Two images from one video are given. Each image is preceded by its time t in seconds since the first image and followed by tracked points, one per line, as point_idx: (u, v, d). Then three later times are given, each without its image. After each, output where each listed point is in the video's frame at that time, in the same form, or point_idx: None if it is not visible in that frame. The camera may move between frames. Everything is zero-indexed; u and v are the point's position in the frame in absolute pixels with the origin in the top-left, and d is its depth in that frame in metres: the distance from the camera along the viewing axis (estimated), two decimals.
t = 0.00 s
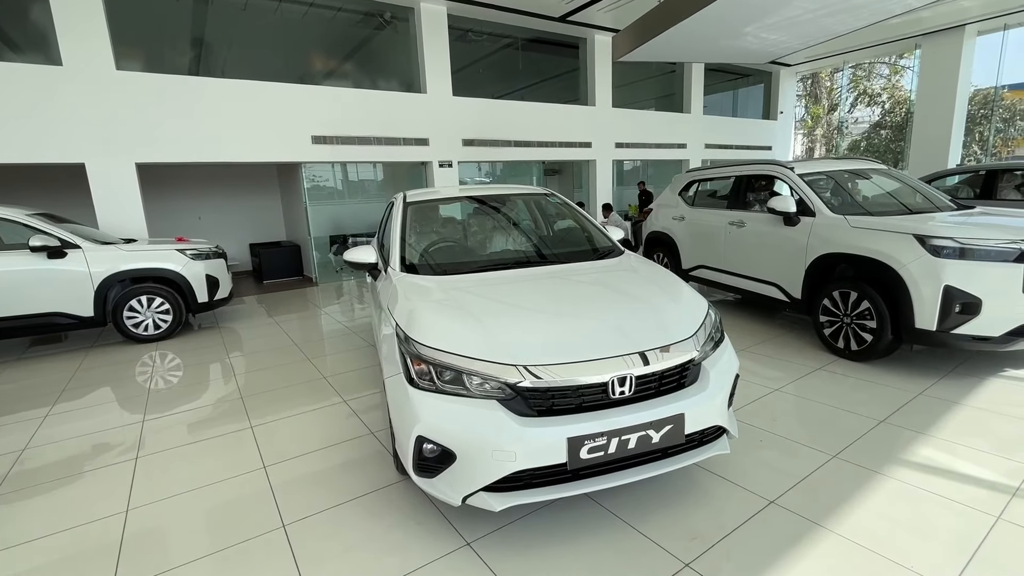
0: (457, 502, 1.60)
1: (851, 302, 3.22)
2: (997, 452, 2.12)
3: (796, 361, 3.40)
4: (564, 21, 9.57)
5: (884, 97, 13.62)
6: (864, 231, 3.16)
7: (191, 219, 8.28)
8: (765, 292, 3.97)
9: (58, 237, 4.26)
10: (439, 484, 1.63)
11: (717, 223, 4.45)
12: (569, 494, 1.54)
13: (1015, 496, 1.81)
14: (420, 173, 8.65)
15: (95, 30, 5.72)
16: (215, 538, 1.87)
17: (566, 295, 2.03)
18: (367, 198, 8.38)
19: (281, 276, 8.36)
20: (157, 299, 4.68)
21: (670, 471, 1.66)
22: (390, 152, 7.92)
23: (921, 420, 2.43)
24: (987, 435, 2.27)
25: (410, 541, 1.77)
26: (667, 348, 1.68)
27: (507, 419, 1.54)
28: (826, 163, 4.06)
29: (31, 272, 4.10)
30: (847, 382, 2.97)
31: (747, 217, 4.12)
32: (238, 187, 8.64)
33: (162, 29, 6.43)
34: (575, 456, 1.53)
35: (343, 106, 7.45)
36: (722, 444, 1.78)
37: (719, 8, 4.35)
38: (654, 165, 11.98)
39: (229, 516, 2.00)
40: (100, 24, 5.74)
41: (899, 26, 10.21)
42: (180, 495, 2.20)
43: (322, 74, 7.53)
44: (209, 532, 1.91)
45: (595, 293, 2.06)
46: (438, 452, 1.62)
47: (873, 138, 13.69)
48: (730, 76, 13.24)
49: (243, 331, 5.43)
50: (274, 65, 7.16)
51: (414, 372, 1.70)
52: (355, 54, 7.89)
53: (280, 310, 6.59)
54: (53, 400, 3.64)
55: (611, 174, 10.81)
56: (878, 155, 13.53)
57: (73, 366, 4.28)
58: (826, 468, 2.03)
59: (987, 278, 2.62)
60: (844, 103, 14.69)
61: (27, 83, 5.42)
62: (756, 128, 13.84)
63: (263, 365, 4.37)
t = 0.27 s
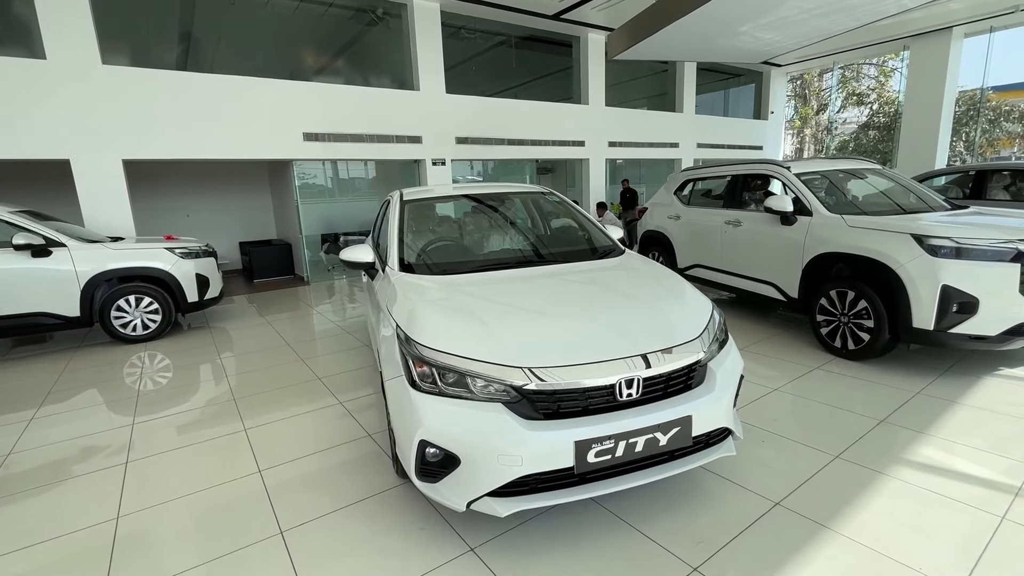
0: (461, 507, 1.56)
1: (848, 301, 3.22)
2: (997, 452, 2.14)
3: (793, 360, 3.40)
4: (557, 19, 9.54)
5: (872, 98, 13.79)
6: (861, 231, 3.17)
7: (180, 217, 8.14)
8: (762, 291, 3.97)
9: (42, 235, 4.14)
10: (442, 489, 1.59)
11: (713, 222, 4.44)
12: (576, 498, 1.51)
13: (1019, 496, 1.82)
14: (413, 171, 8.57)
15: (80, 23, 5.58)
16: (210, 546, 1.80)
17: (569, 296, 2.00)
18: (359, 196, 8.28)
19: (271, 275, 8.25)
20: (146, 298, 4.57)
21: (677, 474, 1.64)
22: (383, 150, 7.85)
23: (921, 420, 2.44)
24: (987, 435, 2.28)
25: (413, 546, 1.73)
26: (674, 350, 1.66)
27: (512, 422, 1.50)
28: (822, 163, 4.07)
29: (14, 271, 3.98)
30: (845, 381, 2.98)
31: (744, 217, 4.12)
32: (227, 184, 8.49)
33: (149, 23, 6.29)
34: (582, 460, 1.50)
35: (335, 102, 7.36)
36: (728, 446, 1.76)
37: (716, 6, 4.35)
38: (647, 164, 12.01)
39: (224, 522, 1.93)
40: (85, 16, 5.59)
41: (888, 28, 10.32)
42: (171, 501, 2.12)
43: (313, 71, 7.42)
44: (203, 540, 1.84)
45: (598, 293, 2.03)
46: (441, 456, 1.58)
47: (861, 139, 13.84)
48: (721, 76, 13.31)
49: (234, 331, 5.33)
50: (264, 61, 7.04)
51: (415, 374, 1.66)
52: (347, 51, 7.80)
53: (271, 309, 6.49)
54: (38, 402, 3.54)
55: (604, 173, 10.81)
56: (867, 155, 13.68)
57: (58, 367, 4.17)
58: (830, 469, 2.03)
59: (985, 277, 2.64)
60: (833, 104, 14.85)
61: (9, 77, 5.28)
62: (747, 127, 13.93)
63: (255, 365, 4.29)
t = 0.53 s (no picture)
0: (487, 526, 1.50)
1: (849, 306, 3.26)
2: (1002, 458, 2.19)
3: (794, 364, 3.43)
4: (547, 19, 9.50)
5: (850, 103, 14.12)
6: (862, 236, 3.20)
7: (158, 214, 7.85)
8: (759, 295, 3.99)
9: (16, 234, 3.92)
10: (465, 506, 1.53)
11: (710, 225, 4.45)
12: (607, 515, 1.47)
13: None
14: (401, 169, 8.43)
15: (53, 10, 5.30)
16: (219, 571, 1.74)
17: (587, 304, 1.96)
18: (345, 194, 8.09)
19: (254, 274, 8.01)
20: (127, 300, 4.36)
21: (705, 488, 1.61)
22: (371, 148, 7.70)
23: (926, 426, 2.49)
24: (991, 441, 2.34)
25: (434, 567, 1.67)
26: (702, 361, 1.63)
27: (543, 438, 1.45)
28: (818, 167, 4.10)
29: None
30: (848, 386, 3.01)
31: (741, 220, 4.13)
32: (207, 180, 8.21)
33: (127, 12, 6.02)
34: (614, 476, 1.46)
35: (322, 98, 7.19)
36: (753, 458, 1.74)
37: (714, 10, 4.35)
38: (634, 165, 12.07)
39: (230, 546, 1.87)
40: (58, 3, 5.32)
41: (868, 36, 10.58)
42: (171, 521, 2.05)
43: (299, 65, 7.21)
44: (210, 565, 1.77)
45: (617, 301, 1.99)
46: (465, 473, 1.52)
47: (840, 143, 14.17)
48: (706, 79, 13.46)
49: (220, 334, 5.15)
50: (248, 54, 6.82)
51: (437, 387, 1.59)
52: (334, 45, 7.62)
53: (256, 310, 6.29)
54: (14, 412, 3.35)
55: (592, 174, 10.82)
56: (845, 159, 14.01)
57: (33, 373, 3.96)
58: (847, 479, 2.05)
59: (986, 284, 2.68)
60: (813, 108, 15.16)
61: None
62: (731, 130, 14.12)
63: (245, 370, 4.14)
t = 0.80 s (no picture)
0: (493, 527, 1.48)
1: (844, 305, 3.30)
2: (998, 454, 2.22)
3: (791, 363, 3.45)
4: (540, 17, 9.48)
5: (838, 105, 14.30)
6: (857, 236, 3.23)
7: (146, 212, 7.72)
8: (755, 294, 4.02)
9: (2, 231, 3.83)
10: (471, 507, 1.52)
11: (705, 225, 4.46)
12: (615, 515, 1.46)
13: None
14: (395, 167, 8.38)
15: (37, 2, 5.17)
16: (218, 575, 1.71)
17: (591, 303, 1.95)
18: (337, 192, 8.01)
19: (245, 273, 7.91)
20: (116, 299, 4.27)
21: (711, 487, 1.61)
22: (364, 146, 7.63)
23: (922, 423, 2.52)
24: (986, 437, 2.37)
25: (440, 568, 1.66)
26: (708, 360, 1.63)
27: (551, 438, 1.44)
28: (813, 167, 4.13)
29: None
30: (845, 384, 3.04)
31: (737, 220, 4.15)
32: (197, 178, 8.09)
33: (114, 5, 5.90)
34: (623, 476, 1.46)
35: (314, 95, 7.11)
36: (758, 456, 1.74)
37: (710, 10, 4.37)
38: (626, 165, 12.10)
39: (228, 550, 1.83)
40: None
41: (857, 38, 10.71)
42: (167, 523, 2.02)
43: (291, 62, 7.12)
44: (209, 570, 1.74)
45: (620, 300, 1.98)
46: (471, 473, 1.50)
47: (829, 144, 14.35)
48: (697, 79, 13.53)
49: (211, 333, 5.07)
50: (238, 50, 6.72)
51: (442, 387, 1.57)
52: (327, 42, 7.54)
53: (247, 310, 6.21)
54: None
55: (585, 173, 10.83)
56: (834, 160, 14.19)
57: (18, 374, 3.86)
58: (848, 476, 2.07)
59: (979, 283, 2.72)
60: (802, 109, 15.33)
61: None
62: (722, 131, 14.22)
63: (237, 371, 4.07)
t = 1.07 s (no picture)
0: (495, 525, 1.47)
1: (836, 304, 3.34)
2: (990, 450, 2.25)
3: (784, 360, 3.49)
4: (533, 17, 9.48)
5: (825, 107, 14.48)
6: (849, 235, 3.26)
7: (133, 210, 7.59)
8: (748, 293, 4.04)
9: None
10: (471, 506, 1.50)
11: (699, 224, 4.48)
12: (616, 512, 1.45)
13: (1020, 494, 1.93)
14: (387, 166, 8.33)
15: None
16: None
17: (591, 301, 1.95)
18: (328, 191, 7.94)
19: (234, 272, 7.81)
20: (104, 298, 4.20)
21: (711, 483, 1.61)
22: (357, 144, 7.57)
23: (914, 420, 2.55)
24: (977, 433, 2.41)
25: (438, 568, 1.65)
26: (708, 357, 1.64)
27: (553, 434, 1.43)
28: (805, 168, 4.17)
29: None
30: (837, 382, 3.07)
31: (730, 219, 4.18)
32: (186, 176, 7.98)
33: None
34: (624, 473, 1.45)
35: (306, 93, 7.04)
36: (757, 454, 1.75)
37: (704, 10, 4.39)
38: (619, 165, 12.14)
39: (223, 552, 1.80)
40: None
41: (846, 41, 10.85)
42: (161, 524, 1.99)
43: (282, 59, 7.06)
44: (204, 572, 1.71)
45: (618, 299, 1.97)
46: (472, 471, 1.49)
47: (817, 146, 14.52)
48: (688, 80, 13.62)
49: (201, 333, 4.99)
50: (228, 46, 6.63)
51: (442, 384, 1.55)
52: (318, 38, 7.47)
53: (237, 309, 6.13)
54: None
55: (577, 173, 10.85)
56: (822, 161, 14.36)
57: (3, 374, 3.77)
58: (843, 473, 2.09)
59: (969, 282, 2.76)
60: (791, 111, 15.50)
61: None
62: (713, 132, 14.33)
63: (228, 370, 4.02)
